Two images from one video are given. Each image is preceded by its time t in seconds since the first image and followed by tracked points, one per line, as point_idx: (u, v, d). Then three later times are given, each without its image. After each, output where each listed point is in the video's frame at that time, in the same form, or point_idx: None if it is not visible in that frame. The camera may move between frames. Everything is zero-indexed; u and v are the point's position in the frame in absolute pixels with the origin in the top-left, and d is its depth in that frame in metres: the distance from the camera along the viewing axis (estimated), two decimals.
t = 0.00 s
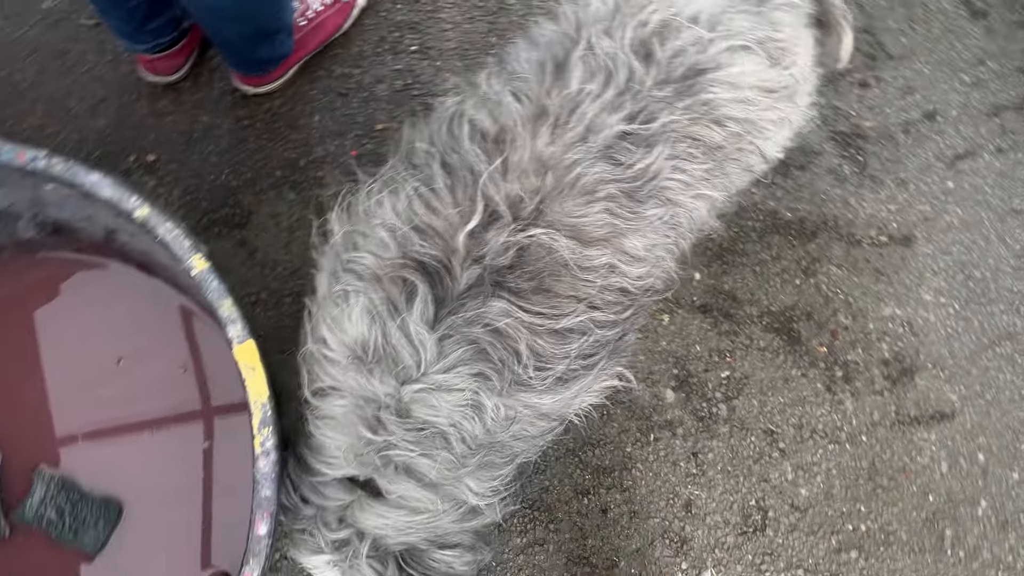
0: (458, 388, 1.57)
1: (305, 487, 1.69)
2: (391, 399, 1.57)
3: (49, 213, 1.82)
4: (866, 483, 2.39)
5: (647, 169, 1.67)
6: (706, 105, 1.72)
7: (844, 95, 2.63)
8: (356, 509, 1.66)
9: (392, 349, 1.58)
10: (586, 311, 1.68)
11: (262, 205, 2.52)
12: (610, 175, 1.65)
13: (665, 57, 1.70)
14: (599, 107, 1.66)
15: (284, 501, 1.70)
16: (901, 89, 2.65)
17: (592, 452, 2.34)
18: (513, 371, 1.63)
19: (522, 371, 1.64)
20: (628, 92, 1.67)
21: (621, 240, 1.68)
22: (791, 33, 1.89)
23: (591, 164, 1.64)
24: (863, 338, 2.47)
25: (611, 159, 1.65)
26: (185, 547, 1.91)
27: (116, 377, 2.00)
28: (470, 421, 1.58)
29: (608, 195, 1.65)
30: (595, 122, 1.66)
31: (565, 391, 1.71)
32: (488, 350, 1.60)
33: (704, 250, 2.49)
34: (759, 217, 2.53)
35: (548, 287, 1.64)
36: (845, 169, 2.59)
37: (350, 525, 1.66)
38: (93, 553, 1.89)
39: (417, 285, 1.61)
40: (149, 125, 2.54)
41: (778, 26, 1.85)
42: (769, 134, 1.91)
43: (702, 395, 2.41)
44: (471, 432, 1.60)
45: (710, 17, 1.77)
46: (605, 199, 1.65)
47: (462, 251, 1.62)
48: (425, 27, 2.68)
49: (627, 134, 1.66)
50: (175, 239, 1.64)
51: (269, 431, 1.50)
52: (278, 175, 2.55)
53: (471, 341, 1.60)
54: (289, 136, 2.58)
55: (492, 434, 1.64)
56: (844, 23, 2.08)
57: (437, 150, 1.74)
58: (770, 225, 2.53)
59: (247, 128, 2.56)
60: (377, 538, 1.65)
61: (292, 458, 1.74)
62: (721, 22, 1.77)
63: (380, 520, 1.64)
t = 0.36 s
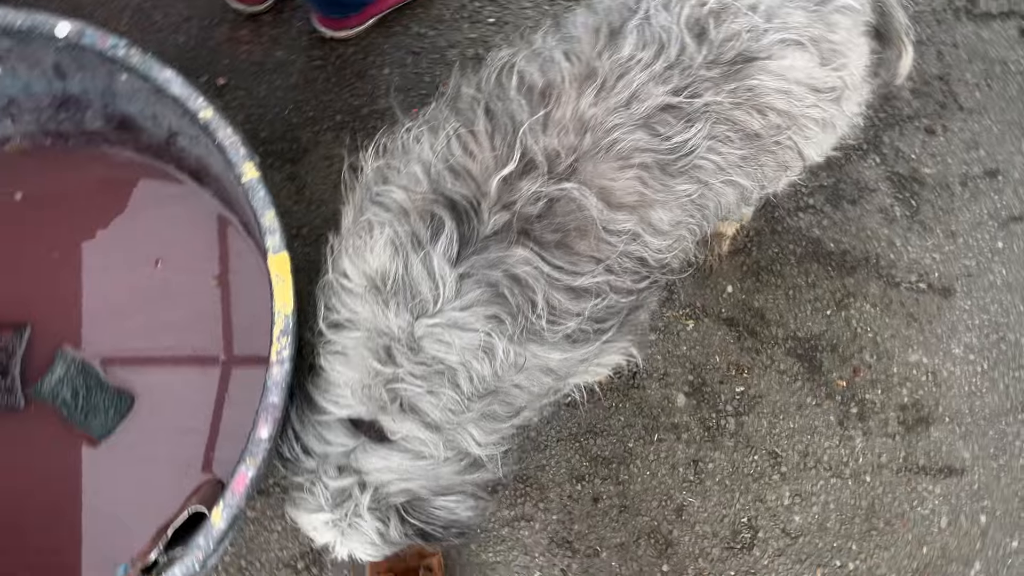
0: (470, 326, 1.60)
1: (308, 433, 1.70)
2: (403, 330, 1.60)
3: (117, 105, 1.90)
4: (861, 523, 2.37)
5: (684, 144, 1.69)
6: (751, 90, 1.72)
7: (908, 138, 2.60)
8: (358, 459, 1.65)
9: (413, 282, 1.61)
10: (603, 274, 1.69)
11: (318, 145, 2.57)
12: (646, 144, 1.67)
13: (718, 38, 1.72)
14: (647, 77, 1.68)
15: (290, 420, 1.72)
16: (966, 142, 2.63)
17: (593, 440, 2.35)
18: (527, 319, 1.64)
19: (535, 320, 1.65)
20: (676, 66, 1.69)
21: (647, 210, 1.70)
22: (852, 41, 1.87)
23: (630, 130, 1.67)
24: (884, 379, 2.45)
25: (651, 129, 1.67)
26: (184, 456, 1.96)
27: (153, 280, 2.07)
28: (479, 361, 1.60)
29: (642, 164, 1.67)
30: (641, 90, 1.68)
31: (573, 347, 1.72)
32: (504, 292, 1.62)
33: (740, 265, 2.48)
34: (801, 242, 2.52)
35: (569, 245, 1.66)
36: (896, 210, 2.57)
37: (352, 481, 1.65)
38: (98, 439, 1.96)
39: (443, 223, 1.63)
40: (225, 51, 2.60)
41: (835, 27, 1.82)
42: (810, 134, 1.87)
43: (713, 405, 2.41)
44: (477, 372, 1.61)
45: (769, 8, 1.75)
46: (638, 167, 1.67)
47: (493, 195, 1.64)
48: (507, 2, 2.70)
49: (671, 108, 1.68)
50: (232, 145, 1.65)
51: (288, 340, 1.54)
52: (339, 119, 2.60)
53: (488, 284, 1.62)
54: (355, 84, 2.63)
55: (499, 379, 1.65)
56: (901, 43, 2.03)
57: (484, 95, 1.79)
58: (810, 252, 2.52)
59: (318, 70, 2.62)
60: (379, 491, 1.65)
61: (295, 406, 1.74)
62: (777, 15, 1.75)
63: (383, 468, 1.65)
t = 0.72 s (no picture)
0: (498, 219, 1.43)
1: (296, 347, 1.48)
2: (423, 221, 1.44)
3: (165, 7, 1.96)
4: (845, 539, 2.35)
5: (738, 76, 1.57)
6: (811, 38, 1.63)
7: (945, 164, 2.56)
8: (352, 377, 1.41)
9: (441, 168, 1.44)
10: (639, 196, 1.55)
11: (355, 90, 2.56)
12: (698, 71, 1.55)
13: None
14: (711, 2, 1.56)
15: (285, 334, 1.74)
16: (1003, 177, 2.59)
17: (585, 416, 2.32)
18: (557, 225, 1.48)
19: (564, 229, 1.49)
20: None
21: (688, 139, 1.58)
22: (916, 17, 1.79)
23: (684, 53, 1.55)
24: (888, 400, 2.41)
25: (706, 55, 1.56)
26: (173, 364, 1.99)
27: (174, 191, 2.12)
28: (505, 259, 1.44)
29: (692, 89, 1.55)
30: (703, 15, 1.56)
31: (595, 271, 1.56)
32: (533, 192, 1.46)
33: (757, 265, 2.44)
34: (823, 252, 2.49)
35: (605, 160, 1.52)
36: (922, 234, 2.53)
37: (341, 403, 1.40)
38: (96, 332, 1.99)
39: (484, 111, 1.48)
40: None
41: None
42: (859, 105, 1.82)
43: (710, 399, 2.37)
44: (499, 272, 1.44)
45: None
46: (687, 92, 1.55)
47: (536, 94, 1.50)
48: None
49: (730, 39, 1.57)
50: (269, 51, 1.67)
51: (292, 245, 1.54)
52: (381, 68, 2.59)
53: (522, 181, 1.45)
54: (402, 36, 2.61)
55: (522, 285, 1.48)
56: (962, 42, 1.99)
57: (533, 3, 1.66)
58: (830, 263, 2.48)
59: (367, 16, 2.60)
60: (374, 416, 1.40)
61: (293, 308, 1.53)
62: None
63: (381, 386, 1.41)
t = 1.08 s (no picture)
0: (588, 139, 1.51)
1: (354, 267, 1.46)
2: (517, 133, 1.52)
3: None
4: (841, 554, 2.34)
5: (803, 27, 1.62)
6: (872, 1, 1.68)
7: (960, 191, 2.58)
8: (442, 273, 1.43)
9: (532, 88, 1.56)
10: (711, 136, 1.60)
11: (383, 83, 2.60)
12: (765, 19, 1.60)
13: None
14: None
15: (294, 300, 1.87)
16: (1017, 208, 2.59)
17: (587, 414, 2.34)
18: (641, 151, 1.55)
19: (644, 160, 1.55)
20: None
21: (754, 88, 1.63)
22: None
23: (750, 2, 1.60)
24: (892, 419, 2.41)
25: (771, 6, 1.61)
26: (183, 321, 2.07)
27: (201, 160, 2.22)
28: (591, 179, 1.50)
29: (757, 38, 1.60)
30: None
31: (668, 213, 1.60)
32: (616, 118, 1.53)
33: (767, 277, 2.46)
34: (833, 268, 2.50)
35: (676, 99, 1.58)
36: (934, 257, 2.54)
37: (409, 324, 1.38)
38: (115, 290, 2.07)
39: (566, 42, 1.58)
40: None
41: None
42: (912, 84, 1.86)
43: (713, 405, 2.38)
44: (587, 190, 1.50)
45: None
46: (753, 40, 1.60)
47: (613, 30, 1.58)
48: None
49: None
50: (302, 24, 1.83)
51: (311, 202, 1.71)
52: (410, 64, 2.63)
53: (604, 108, 1.53)
54: (432, 35, 2.65)
55: (607, 210, 1.53)
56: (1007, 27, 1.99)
57: None
58: (840, 279, 2.49)
59: (400, 13, 2.65)
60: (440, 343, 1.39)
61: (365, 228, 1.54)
62: None
63: (465, 296, 1.42)
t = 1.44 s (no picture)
0: (652, 160, 1.59)
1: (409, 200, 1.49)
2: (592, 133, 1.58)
3: (205, 31, 2.18)
4: None
5: (841, 70, 1.69)
6: (905, 36, 1.74)
7: (940, 230, 2.64)
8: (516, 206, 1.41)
9: (599, 109, 1.64)
10: (755, 173, 1.69)
11: (377, 127, 2.67)
12: (806, 68, 1.69)
13: None
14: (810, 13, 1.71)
15: (280, 336, 1.98)
16: (998, 245, 2.63)
17: (578, 450, 2.37)
18: (694, 183, 1.63)
19: (694, 190, 1.64)
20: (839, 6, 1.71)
21: (804, 128, 1.70)
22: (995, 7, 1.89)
23: (791, 52, 1.69)
24: (879, 453, 2.43)
25: (810, 54, 1.70)
26: (178, 352, 2.13)
27: (196, 197, 2.29)
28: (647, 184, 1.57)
29: (799, 83, 1.69)
30: (802, 22, 1.71)
31: (711, 255, 1.70)
32: (673, 144, 1.62)
33: (753, 314, 2.53)
34: (817, 305, 2.55)
35: (725, 139, 1.67)
36: (917, 293, 2.59)
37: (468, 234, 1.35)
38: (110, 327, 2.10)
39: (627, 75, 1.70)
40: (314, 32, 2.76)
41: None
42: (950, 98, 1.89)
43: (702, 440, 2.41)
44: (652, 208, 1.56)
45: None
46: (796, 85, 1.68)
47: (666, 72, 1.69)
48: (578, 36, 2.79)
49: (829, 37, 1.69)
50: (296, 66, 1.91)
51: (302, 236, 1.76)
52: (403, 109, 2.69)
53: (662, 138, 1.62)
54: (424, 81, 2.73)
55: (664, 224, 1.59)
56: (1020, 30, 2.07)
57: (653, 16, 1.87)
58: (825, 316, 2.54)
59: (395, 62, 2.74)
60: (495, 245, 1.32)
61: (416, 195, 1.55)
62: None
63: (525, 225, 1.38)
